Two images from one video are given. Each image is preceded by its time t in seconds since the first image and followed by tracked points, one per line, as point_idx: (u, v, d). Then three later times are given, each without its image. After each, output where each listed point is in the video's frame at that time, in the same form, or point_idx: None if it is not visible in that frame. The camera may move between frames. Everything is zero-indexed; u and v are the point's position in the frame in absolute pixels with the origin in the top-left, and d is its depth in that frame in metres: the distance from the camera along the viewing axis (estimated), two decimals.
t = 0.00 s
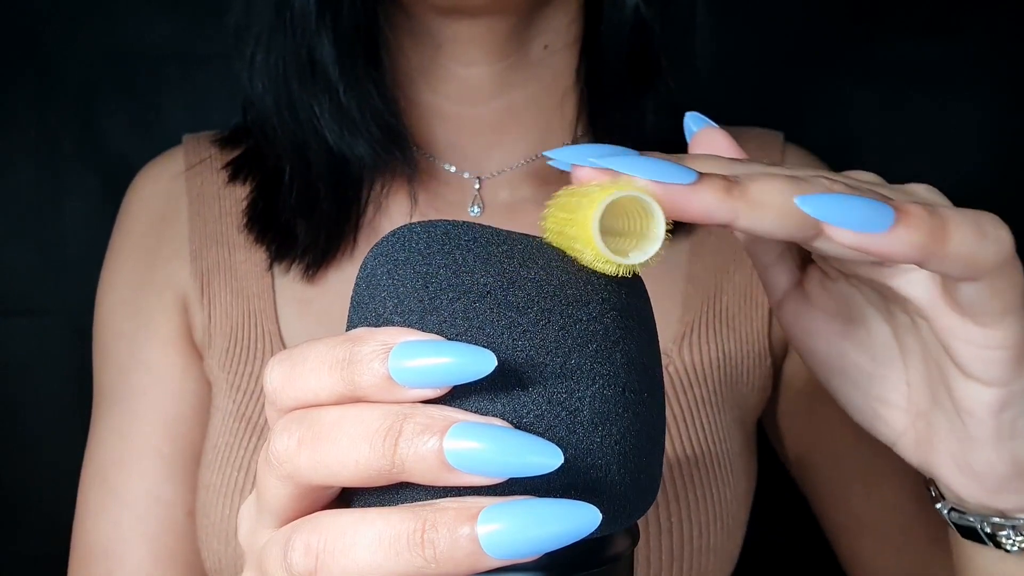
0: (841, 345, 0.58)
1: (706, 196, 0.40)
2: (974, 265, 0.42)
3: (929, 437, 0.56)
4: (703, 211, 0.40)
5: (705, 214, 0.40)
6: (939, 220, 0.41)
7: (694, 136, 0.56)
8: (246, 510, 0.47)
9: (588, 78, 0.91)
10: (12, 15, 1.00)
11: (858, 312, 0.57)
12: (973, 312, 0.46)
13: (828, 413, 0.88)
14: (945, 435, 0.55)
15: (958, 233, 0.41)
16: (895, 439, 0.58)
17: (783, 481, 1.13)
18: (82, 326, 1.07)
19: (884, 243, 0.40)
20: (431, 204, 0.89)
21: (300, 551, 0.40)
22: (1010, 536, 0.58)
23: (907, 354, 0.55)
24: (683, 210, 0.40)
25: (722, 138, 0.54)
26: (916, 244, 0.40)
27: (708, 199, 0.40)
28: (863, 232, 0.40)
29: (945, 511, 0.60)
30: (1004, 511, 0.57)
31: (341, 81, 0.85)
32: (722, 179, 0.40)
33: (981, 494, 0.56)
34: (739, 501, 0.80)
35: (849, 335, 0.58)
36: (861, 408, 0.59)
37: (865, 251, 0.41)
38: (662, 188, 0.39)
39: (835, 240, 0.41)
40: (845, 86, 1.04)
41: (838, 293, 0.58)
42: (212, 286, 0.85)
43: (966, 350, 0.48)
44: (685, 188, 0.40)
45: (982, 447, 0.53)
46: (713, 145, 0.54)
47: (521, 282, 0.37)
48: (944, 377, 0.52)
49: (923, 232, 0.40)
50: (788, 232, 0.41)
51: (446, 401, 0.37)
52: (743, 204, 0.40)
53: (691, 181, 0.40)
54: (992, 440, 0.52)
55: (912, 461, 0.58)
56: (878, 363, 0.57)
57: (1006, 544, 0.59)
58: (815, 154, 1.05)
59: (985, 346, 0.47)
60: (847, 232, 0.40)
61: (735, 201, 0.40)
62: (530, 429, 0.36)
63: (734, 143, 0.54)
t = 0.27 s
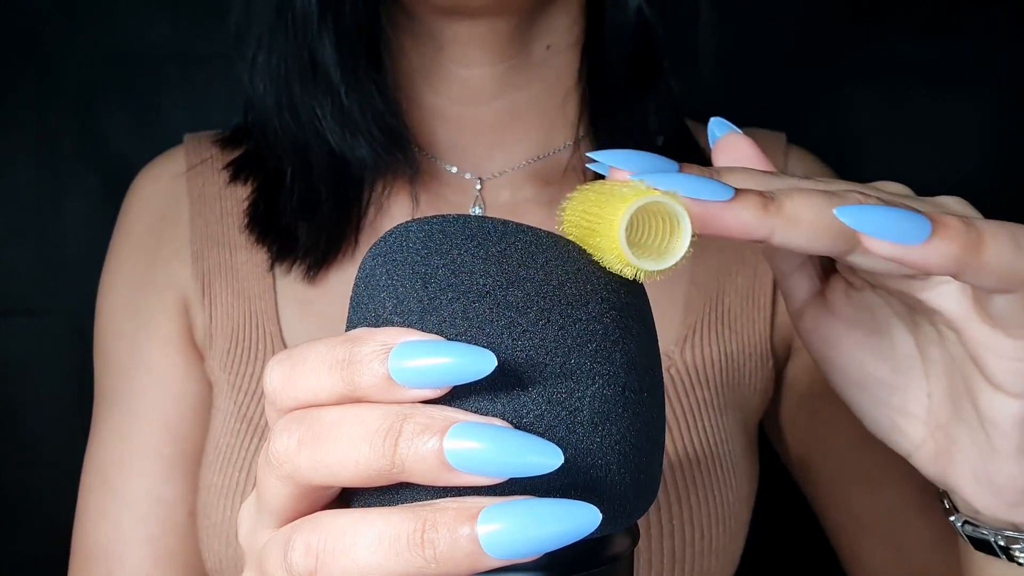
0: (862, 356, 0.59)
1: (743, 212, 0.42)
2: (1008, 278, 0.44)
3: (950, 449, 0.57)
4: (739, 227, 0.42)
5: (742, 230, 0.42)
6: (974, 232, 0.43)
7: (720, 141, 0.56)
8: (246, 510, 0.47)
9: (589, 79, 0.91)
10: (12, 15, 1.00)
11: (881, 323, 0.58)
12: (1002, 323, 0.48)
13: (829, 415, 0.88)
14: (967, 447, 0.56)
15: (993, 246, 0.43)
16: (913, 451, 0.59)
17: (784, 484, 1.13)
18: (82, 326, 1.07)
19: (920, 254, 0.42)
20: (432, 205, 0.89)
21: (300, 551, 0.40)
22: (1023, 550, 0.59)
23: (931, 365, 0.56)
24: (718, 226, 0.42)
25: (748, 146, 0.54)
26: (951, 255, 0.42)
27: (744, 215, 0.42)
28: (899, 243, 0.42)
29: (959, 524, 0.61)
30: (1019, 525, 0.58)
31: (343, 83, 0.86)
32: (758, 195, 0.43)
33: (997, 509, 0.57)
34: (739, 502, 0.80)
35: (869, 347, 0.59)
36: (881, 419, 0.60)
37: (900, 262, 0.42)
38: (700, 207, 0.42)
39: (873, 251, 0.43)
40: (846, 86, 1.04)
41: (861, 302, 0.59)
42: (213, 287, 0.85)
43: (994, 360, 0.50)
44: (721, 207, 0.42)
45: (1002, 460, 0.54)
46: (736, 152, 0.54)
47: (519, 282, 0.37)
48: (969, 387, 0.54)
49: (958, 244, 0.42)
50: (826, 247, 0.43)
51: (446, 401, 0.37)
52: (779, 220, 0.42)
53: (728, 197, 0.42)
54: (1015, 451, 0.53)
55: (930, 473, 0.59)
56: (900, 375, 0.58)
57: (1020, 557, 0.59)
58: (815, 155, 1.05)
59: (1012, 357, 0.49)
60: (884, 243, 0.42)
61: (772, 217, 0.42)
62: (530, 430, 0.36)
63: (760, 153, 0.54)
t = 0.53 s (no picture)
0: (854, 351, 0.58)
1: (723, 200, 0.40)
2: (991, 266, 0.43)
3: (941, 444, 0.56)
4: (723, 216, 0.40)
5: (723, 220, 0.40)
6: (955, 220, 0.42)
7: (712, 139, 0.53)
8: (246, 510, 0.47)
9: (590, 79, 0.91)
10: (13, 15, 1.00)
11: (872, 317, 0.57)
12: (988, 315, 0.47)
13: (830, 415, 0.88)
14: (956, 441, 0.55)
15: (975, 235, 0.42)
16: (903, 445, 0.58)
17: (786, 484, 1.13)
18: (83, 327, 1.07)
19: (902, 242, 0.40)
20: (432, 205, 0.90)
21: (300, 552, 0.40)
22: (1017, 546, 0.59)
23: (920, 360, 0.55)
24: (700, 214, 0.40)
25: (743, 144, 0.52)
26: (933, 243, 0.41)
27: (724, 205, 0.40)
28: (881, 231, 0.40)
29: (955, 520, 0.60)
30: (1010, 519, 0.57)
31: (344, 84, 0.85)
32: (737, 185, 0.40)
33: (988, 501, 0.56)
34: (740, 502, 0.80)
35: (862, 340, 0.57)
36: (873, 416, 0.58)
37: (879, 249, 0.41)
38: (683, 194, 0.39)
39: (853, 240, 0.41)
40: (846, 86, 1.04)
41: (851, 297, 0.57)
42: (214, 288, 0.86)
43: (984, 353, 0.48)
44: (703, 195, 0.39)
45: (994, 452, 0.53)
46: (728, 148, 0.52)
47: (519, 282, 0.37)
48: (958, 381, 0.52)
49: (940, 232, 0.41)
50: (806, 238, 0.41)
51: (446, 401, 0.37)
52: (761, 212, 0.40)
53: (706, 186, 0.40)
54: (1006, 444, 0.52)
55: (923, 468, 0.58)
56: (891, 367, 0.57)
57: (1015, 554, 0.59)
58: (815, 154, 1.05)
59: (1003, 350, 0.48)
60: (864, 230, 0.41)
61: (752, 206, 0.40)
62: (531, 430, 0.36)
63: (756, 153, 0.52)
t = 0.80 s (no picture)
0: (813, 336, 0.55)
1: (637, 181, 0.37)
2: (911, 247, 0.38)
3: (898, 431, 0.52)
4: (631, 196, 0.37)
5: (634, 201, 0.37)
6: (871, 197, 0.38)
7: (674, 125, 0.53)
8: (246, 510, 0.47)
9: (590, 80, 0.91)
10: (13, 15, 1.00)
11: (827, 301, 0.53)
12: (920, 297, 0.42)
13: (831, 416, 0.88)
14: (910, 429, 0.51)
15: (891, 213, 0.38)
16: (865, 431, 0.55)
17: (788, 485, 1.13)
18: (83, 327, 1.07)
19: (808, 222, 0.37)
20: (433, 206, 0.90)
21: (300, 552, 0.40)
22: (987, 534, 0.56)
23: (874, 345, 0.51)
24: (613, 193, 0.37)
25: (704, 130, 0.52)
26: (843, 222, 0.37)
27: (636, 183, 0.37)
28: (786, 210, 0.37)
29: (922, 507, 0.56)
30: (978, 508, 0.54)
31: (344, 83, 0.85)
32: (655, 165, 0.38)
33: (950, 490, 0.53)
34: (739, 503, 0.80)
35: (820, 325, 0.54)
36: (835, 402, 0.56)
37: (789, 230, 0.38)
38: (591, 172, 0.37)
39: (758, 219, 0.38)
40: (846, 86, 1.04)
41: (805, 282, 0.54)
42: (214, 288, 0.86)
43: (921, 338, 0.45)
44: (614, 172, 0.37)
45: (946, 440, 0.50)
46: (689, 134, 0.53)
47: (518, 283, 0.37)
48: (905, 367, 0.49)
49: (849, 210, 0.37)
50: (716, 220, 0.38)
51: (447, 402, 0.37)
52: (676, 192, 0.38)
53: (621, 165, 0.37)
54: (957, 434, 0.49)
55: (884, 454, 0.54)
56: (849, 349, 0.53)
57: (984, 543, 0.56)
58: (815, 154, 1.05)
59: (940, 333, 0.44)
60: (771, 211, 0.38)
61: (666, 186, 0.37)
62: (530, 430, 0.36)
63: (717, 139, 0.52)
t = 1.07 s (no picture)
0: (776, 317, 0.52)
1: (549, 167, 0.37)
2: (823, 215, 0.38)
3: (864, 410, 0.51)
4: (547, 181, 0.37)
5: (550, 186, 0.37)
6: (777, 165, 0.37)
7: (635, 105, 0.50)
8: (246, 510, 0.47)
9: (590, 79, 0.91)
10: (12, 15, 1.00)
11: (785, 280, 0.51)
12: (849, 266, 0.41)
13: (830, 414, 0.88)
14: (873, 404, 0.50)
15: (798, 181, 0.37)
16: (833, 407, 0.53)
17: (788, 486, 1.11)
18: (82, 327, 1.07)
19: (710, 195, 0.37)
20: (433, 209, 0.89)
21: (301, 552, 0.40)
22: (964, 509, 0.58)
23: (831, 320, 0.49)
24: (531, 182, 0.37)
25: (666, 109, 0.49)
26: (748, 192, 0.36)
27: (551, 170, 0.37)
28: (687, 182, 0.36)
29: (899, 483, 0.57)
30: (950, 480, 0.54)
31: (341, 82, 0.85)
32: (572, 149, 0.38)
33: (920, 463, 0.52)
34: (739, 502, 0.80)
35: (783, 304, 0.52)
36: (804, 382, 0.54)
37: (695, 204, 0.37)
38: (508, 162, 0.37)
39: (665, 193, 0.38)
40: (846, 86, 1.04)
41: (762, 261, 0.51)
42: (213, 288, 0.86)
43: (862, 311, 0.43)
44: (529, 160, 0.37)
45: (907, 415, 0.48)
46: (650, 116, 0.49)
47: (517, 283, 0.37)
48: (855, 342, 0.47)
49: (753, 180, 0.36)
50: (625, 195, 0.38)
51: (447, 402, 0.37)
52: (590, 174, 0.37)
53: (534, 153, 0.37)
54: (915, 408, 0.48)
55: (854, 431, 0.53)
56: (811, 328, 0.52)
57: (963, 519, 0.58)
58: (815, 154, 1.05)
59: (879, 306, 0.42)
60: (676, 185, 0.37)
61: (578, 170, 0.37)
62: (530, 430, 0.36)
63: (680, 118, 0.49)
